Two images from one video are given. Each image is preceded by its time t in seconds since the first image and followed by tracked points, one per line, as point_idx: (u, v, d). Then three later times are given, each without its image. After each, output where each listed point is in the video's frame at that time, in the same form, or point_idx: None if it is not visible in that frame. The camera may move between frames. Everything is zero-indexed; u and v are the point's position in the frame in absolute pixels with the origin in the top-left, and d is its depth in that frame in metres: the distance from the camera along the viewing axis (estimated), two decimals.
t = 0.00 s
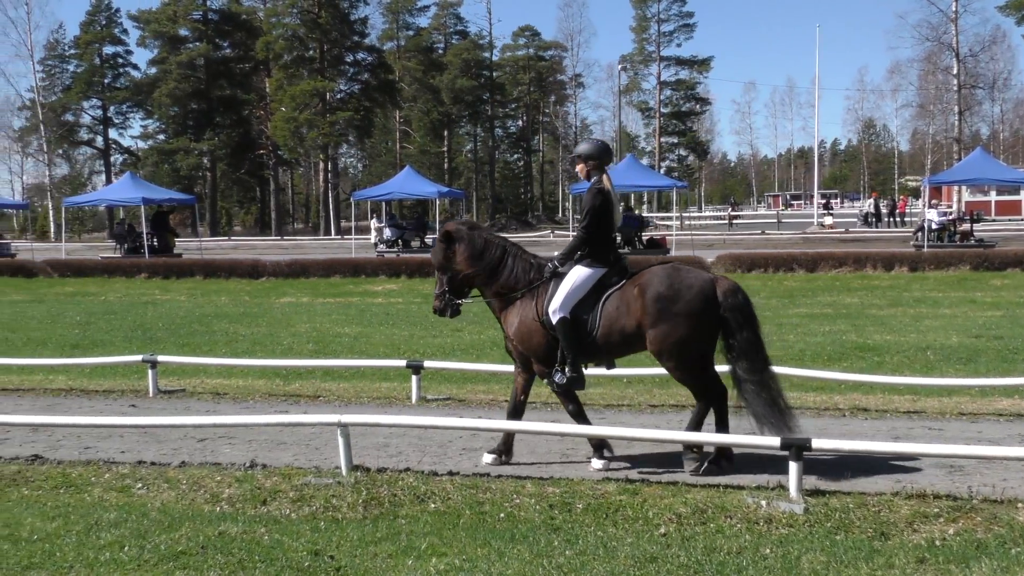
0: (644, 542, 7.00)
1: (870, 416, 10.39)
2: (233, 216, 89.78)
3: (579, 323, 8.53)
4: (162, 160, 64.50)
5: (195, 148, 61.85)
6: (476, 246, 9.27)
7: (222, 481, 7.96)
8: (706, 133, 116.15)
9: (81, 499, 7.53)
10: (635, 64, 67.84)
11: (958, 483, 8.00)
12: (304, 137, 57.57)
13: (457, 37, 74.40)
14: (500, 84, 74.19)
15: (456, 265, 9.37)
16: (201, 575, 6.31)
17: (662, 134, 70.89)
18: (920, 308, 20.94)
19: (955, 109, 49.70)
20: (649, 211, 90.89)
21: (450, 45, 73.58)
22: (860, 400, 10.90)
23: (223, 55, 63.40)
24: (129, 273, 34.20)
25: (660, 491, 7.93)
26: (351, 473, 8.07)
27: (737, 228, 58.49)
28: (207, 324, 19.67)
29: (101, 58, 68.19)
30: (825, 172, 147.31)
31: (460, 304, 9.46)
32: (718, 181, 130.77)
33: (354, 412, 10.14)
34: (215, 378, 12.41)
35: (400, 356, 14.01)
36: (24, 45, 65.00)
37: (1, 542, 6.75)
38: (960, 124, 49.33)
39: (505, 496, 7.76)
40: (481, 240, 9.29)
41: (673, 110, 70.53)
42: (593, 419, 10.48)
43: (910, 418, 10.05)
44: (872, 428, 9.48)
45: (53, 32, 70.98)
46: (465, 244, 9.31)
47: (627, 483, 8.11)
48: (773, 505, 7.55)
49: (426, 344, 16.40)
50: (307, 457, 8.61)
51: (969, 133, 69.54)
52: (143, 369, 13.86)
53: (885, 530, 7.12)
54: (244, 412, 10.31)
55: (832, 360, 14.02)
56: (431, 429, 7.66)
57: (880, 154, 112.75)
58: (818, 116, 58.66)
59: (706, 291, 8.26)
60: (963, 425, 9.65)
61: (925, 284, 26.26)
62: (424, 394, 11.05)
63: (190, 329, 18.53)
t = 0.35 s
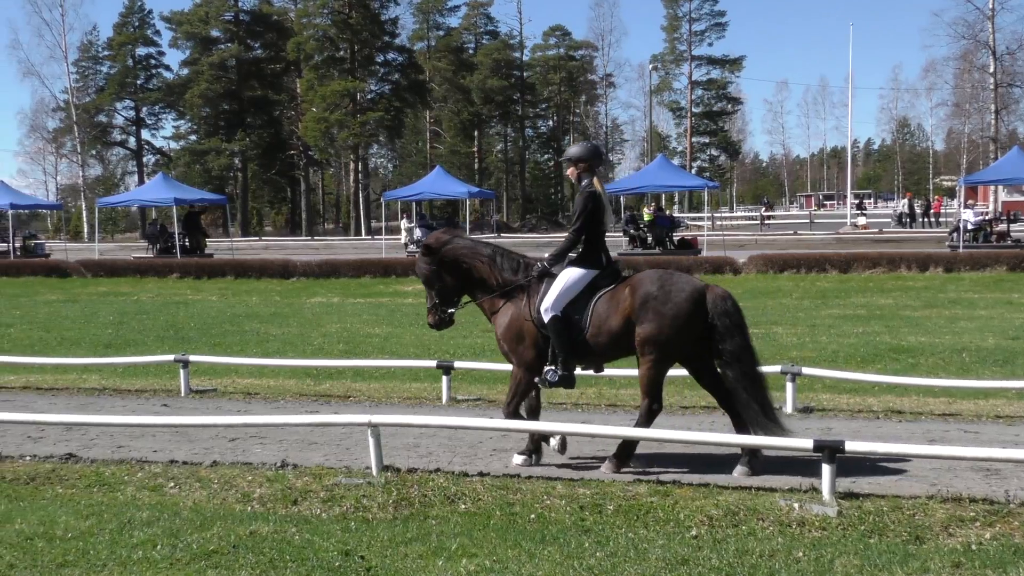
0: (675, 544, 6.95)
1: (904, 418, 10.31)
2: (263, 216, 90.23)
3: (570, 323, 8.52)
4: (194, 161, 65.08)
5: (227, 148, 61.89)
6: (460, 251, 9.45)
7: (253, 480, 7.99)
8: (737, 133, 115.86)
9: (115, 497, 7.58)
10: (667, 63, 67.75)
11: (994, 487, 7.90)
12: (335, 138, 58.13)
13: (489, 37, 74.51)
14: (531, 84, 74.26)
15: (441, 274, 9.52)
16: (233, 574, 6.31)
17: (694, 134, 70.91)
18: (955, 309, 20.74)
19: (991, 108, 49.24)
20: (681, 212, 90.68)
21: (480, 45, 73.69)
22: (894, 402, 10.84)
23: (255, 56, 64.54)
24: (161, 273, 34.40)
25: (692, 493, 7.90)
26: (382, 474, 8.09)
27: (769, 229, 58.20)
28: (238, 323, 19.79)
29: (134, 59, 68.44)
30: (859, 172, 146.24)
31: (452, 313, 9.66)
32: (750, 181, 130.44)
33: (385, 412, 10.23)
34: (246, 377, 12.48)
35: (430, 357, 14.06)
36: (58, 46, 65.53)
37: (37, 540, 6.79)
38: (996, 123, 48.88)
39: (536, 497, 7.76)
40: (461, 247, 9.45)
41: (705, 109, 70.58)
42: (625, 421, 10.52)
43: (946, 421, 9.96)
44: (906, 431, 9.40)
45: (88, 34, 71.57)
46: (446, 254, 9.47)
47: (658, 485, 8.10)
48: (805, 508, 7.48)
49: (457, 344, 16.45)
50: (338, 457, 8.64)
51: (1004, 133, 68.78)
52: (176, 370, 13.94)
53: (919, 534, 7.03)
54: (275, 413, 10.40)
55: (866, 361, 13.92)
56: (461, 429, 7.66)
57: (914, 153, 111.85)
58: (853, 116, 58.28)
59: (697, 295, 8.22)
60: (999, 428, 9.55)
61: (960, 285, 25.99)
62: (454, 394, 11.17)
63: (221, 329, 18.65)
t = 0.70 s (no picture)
0: (710, 546, 6.92)
1: (943, 421, 10.24)
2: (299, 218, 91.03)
3: (559, 322, 8.58)
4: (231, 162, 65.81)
5: (264, 150, 62.72)
6: (446, 254, 9.56)
7: (289, 480, 8.04)
8: (773, 134, 115.59)
9: (152, 496, 7.64)
10: (702, 64, 67.71)
11: None
12: (370, 139, 58.44)
13: (523, 39, 74.81)
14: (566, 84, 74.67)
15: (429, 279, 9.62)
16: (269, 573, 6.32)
17: (729, 135, 70.85)
18: (996, 311, 20.52)
19: None
20: (717, 211, 90.42)
21: (515, 46, 74.01)
22: (933, 405, 10.75)
23: (291, 58, 65.22)
24: (198, 273, 34.77)
25: (728, 495, 7.85)
26: (417, 474, 8.13)
27: (806, 230, 57.90)
28: (274, 324, 19.98)
29: (172, 62, 69.33)
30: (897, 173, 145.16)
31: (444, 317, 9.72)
32: (787, 182, 130.17)
33: (421, 413, 10.32)
34: (283, 378, 12.56)
35: (465, 358, 14.14)
36: (98, 49, 66.44)
37: (77, 537, 6.86)
38: None
39: (570, 498, 7.75)
40: (447, 251, 9.56)
41: (741, 110, 70.55)
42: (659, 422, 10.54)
43: (985, 425, 9.86)
44: (944, 434, 9.32)
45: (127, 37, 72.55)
46: (433, 259, 9.59)
47: (694, 487, 8.07)
48: (843, 511, 7.42)
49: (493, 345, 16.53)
50: (374, 457, 8.68)
51: None
52: (213, 369, 14.05)
53: (960, 538, 6.94)
54: (311, 414, 10.48)
55: (904, 363, 13.82)
56: (492, 430, 7.69)
57: (953, 154, 110.82)
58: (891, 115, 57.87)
59: (683, 295, 8.24)
60: None
61: (1000, 287, 25.68)
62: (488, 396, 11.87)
63: (257, 329, 18.83)
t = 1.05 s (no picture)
0: (743, 549, 6.86)
1: (980, 424, 10.13)
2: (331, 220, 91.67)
3: (547, 321, 8.66)
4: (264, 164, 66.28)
5: (296, 151, 63.49)
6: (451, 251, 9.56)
7: (320, 480, 8.06)
8: (806, 134, 115.21)
9: (185, 496, 7.67)
10: (734, 64, 67.51)
11: None
12: (402, 140, 58.62)
13: (554, 40, 74.87)
14: (597, 86, 74.70)
15: (430, 273, 9.61)
16: (300, 574, 6.32)
17: (761, 135, 70.58)
18: None
19: None
20: (748, 213, 89.95)
21: (547, 47, 74.14)
22: (968, 409, 10.66)
23: (323, 59, 65.56)
24: (230, 275, 35.07)
25: (760, 498, 7.81)
26: (447, 475, 8.13)
27: (840, 231, 57.39)
28: (306, 324, 20.13)
29: (205, 64, 70.21)
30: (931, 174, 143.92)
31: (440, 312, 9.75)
32: (821, 184, 129.59)
33: (452, 415, 10.38)
34: (314, 378, 12.68)
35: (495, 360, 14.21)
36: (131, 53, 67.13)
37: (111, 536, 6.89)
38: None
39: (602, 500, 7.73)
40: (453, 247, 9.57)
41: (773, 110, 70.35)
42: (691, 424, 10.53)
43: (1022, 428, 9.74)
44: (980, 438, 9.23)
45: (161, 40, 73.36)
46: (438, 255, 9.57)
47: (725, 489, 8.02)
48: (877, 515, 7.34)
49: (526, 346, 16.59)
50: (405, 458, 8.70)
51: None
52: (245, 369, 14.18)
53: (997, 543, 6.84)
54: (343, 414, 10.54)
55: (940, 365, 13.72)
56: (520, 430, 7.69)
57: (988, 154, 109.65)
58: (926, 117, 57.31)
59: (672, 288, 8.26)
60: None
61: None
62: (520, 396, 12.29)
63: (289, 330, 18.97)
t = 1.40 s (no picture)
0: (778, 552, 6.81)
1: (1016, 427, 10.04)
2: (363, 220, 92.07)
3: (536, 323, 8.77)
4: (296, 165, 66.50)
5: (327, 152, 63.59)
6: (433, 257, 9.92)
7: (353, 481, 8.09)
8: (841, 134, 114.38)
9: (219, 495, 7.73)
10: (768, 64, 67.10)
11: None
12: (434, 141, 58.69)
13: (586, 40, 74.76)
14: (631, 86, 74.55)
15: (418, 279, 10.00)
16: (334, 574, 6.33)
17: (796, 136, 70.08)
18: None
19: None
20: (780, 213, 89.23)
21: (579, 47, 74.06)
22: (1005, 413, 10.58)
23: (355, 60, 65.67)
24: (263, 274, 35.25)
25: (794, 501, 7.77)
26: (479, 476, 8.15)
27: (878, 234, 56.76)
28: (339, 325, 20.27)
29: (239, 65, 70.78)
30: (968, 175, 142.36)
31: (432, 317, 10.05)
32: (856, 185, 128.68)
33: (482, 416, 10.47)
34: (346, 379, 12.79)
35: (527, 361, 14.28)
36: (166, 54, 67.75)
37: (146, 535, 6.95)
38: None
39: (634, 502, 7.72)
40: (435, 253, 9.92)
41: (807, 110, 69.78)
42: (724, 425, 10.52)
43: None
44: (1017, 442, 9.15)
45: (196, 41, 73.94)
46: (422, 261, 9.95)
47: (758, 492, 7.99)
48: (912, 519, 7.28)
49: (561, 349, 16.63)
50: (438, 458, 8.76)
51: None
52: (278, 369, 14.33)
53: None
54: (376, 415, 10.63)
55: (976, 368, 13.61)
56: (549, 431, 7.72)
57: None
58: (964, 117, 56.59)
59: (664, 301, 8.27)
60: None
61: None
62: (551, 397, 12.31)
63: (322, 330, 19.12)
